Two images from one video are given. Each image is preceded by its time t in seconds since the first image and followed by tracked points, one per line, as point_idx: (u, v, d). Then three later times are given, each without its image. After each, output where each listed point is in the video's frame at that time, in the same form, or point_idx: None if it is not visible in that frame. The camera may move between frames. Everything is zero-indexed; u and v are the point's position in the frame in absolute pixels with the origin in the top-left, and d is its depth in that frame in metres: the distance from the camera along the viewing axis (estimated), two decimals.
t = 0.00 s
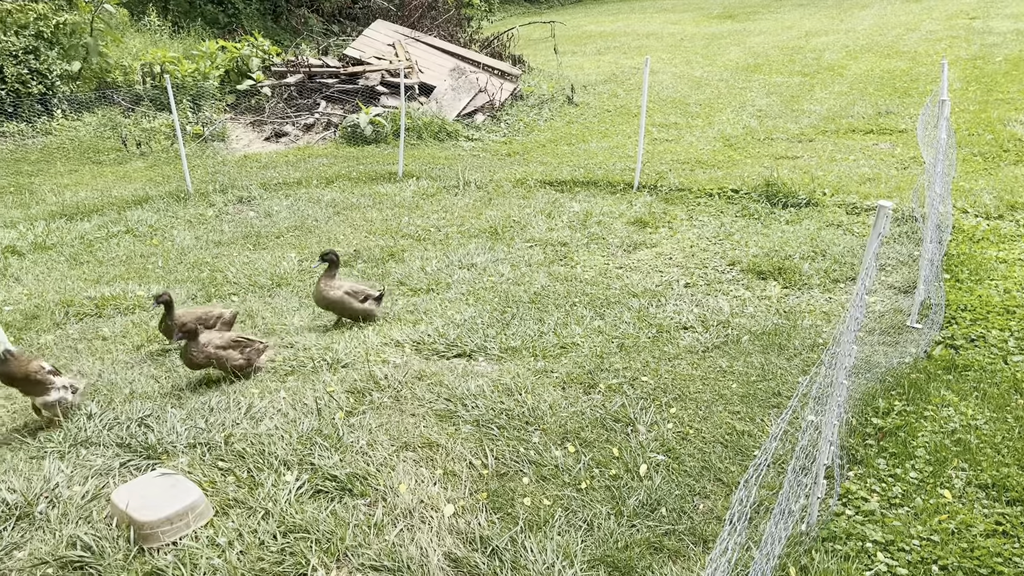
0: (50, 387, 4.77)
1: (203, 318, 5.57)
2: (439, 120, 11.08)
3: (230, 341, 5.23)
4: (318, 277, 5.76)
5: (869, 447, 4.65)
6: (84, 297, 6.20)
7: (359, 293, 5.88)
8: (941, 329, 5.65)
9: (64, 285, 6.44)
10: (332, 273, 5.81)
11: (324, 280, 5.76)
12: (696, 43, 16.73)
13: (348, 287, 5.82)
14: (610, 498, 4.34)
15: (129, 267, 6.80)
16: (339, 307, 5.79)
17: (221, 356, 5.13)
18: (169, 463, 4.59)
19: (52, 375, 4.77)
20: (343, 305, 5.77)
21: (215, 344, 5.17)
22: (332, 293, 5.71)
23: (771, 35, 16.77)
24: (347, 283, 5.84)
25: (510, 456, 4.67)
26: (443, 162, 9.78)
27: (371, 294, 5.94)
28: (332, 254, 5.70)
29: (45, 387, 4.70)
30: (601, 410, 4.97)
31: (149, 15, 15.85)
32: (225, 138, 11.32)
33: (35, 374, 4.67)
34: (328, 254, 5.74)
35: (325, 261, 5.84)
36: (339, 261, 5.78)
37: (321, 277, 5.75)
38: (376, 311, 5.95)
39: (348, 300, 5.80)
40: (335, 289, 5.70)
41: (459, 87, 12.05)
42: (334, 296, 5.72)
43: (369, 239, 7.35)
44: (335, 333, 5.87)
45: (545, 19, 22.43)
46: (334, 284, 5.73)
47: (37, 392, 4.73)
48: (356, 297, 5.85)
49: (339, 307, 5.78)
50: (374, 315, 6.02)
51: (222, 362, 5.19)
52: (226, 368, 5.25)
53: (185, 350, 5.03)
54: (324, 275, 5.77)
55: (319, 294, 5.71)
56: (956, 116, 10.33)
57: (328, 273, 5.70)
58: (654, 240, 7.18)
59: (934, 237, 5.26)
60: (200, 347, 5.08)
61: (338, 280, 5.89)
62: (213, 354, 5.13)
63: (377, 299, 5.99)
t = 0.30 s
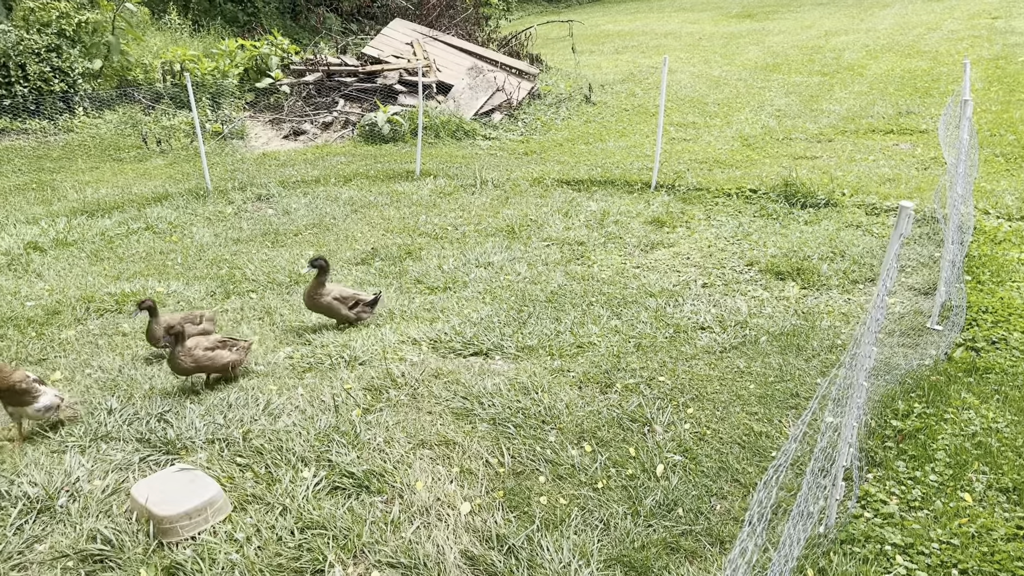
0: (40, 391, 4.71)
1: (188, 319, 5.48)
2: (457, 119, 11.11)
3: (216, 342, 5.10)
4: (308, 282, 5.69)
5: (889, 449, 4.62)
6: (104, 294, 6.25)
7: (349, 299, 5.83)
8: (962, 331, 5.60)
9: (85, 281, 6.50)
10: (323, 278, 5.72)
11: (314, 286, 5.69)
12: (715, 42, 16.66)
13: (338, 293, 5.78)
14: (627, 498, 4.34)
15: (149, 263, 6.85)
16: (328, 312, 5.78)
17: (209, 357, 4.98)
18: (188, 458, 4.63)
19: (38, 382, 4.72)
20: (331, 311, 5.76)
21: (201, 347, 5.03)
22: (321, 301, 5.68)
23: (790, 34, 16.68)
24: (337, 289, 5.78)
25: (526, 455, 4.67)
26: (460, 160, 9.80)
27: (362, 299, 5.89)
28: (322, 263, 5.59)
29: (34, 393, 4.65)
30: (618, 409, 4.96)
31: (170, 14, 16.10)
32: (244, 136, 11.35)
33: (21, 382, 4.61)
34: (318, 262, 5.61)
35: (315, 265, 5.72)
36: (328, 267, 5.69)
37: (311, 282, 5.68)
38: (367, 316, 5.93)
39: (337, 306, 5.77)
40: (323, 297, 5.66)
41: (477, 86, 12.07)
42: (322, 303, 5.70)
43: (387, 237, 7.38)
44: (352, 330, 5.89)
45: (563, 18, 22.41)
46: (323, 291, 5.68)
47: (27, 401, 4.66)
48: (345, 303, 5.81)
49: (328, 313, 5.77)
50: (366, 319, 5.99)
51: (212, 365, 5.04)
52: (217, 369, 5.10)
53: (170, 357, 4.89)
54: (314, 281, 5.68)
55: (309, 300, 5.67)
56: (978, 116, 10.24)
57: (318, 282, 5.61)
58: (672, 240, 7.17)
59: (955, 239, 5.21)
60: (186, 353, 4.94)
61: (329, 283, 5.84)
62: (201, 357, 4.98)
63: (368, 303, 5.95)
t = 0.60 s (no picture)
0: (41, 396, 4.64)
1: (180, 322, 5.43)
2: (473, 117, 11.11)
3: (212, 350, 5.05)
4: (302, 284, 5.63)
5: (908, 451, 4.60)
6: (123, 289, 6.30)
7: (344, 299, 5.79)
8: (983, 333, 5.57)
9: (104, 276, 6.54)
10: (316, 280, 5.68)
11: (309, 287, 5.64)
12: (733, 40, 16.60)
13: (333, 293, 5.72)
14: (644, 497, 4.33)
15: (167, 260, 6.89)
16: (324, 314, 5.70)
17: (205, 366, 4.93)
18: (206, 453, 4.66)
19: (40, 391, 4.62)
20: (328, 312, 5.68)
21: (197, 355, 4.97)
22: (317, 301, 5.61)
23: (809, 33, 16.60)
24: (331, 289, 5.73)
25: (543, 453, 4.68)
26: (476, 159, 9.80)
27: (355, 299, 5.86)
28: (316, 261, 5.56)
29: (34, 402, 4.54)
30: (634, 409, 4.95)
31: (188, 11, 16.21)
32: (261, 133, 11.39)
33: (23, 390, 4.52)
34: (311, 261, 5.58)
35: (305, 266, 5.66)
36: (321, 267, 5.65)
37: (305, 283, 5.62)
38: (361, 316, 5.89)
39: (333, 307, 5.71)
40: (320, 296, 5.59)
41: (493, 84, 12.06)
42: (320, 304, 5.63)
43: (403, 235, 7.39)
44: (369, 327, 5.91)
45: (579, 15, 22.36)
46: (318, 291, 5.61)
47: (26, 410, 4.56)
48: (340, 303, 5.76)
49: (325, 314, 5.69)
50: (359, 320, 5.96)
51: (205, 373, 4.99)
52: (209, 379, 5.05)
53: (166, 363, 4.82)
54: (308, 282, 5.64)
55: (305, 302, 5.59)
56: (999, 116, 10.15)
57: (315, 281, 5.56)
58: (688, 239, 7.15)
59: (976, 239, 5.18)
60: (182, 360, 4.88)
61: (321, 285, 5.78)
62: (196, 365, 4.93)
63: (360, 303, 5.93)
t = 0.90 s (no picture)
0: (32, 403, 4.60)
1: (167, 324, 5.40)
2: (488, 115, 11.09)
3: (198, 354, 5.01)
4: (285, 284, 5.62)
5: (928, 454, 4.56)
6: (138, 285, 6.31)
7: (329, 297, 5.71)
8: (1004, 336, 5.52)
9: (119, 272, 6.57)
10: (300, 279, 5.66)
11: (292, 287, 5.62)
12: (750, 38, 16.50)
13: (317, 292, 5.66)
14: (659, 499, 4.31)
15: (183, 255, 6.91)
16: (310, 313, 5.65)
17: (193, 369, 4.89)
18: (220, 450, 4.66)
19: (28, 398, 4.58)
20: (312, 311, 5.62)
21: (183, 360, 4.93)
22: (300, 300, 5.57)
23: (828, 30, 16.47)
24: (315, 288, 5.67)
25: (558, 453, 4.65)
26: (491, 156, 9.78)
27: (342, 297, 5.77)
28: (296, 260, 5.55)
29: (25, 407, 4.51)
30: (650, 409, 4.92)
31: (204, 7, 16.26)
32: (276, 130, 11.42)
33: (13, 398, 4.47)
34: (292, 260, 5.59)
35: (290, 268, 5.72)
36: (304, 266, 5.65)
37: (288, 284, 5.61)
38: (349, 315, 5.79)
39: (317, 305, 5.64)
40: (302, 295, 5.55)
41: (509, 82, 12.02)
42: (302, 302, 5.58)
43: (418, 233, 7.38)
44: (383, 324, 5.90)
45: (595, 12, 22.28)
46: (300, 290, 5.57)
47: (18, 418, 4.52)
48: (325, 302, 5.69)
49: (309, 313, 5.64)
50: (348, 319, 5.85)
51: (196, 376, 4.95)
52: (201, 381, 5.01)
53: (154, 373, 4.79)
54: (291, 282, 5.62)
55: (288, 301, 5.57)
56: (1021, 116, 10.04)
57: (295, 279, 5.54)
58: (705, 238, 7.11)
59: (999, 241, 5.13)
60: (169, 365, 4.84)
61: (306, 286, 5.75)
62: (184, 370, 4.89)
63: (349, 303, 5.82)
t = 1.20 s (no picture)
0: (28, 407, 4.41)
1: (159, 328, 5.19)
2: (505, 110, 11.01)
3: (184, 364, 4.77)
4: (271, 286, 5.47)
5: (952, 459, 4.46)
6: (151, 280, 6.27)
7: (316, 298, 5.55)
8: None
9: (132, 266, 6.54)
10: (286, 281, 5.50)
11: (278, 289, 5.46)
12: (772, 34, 16.34)
13: (305, 293, 5.50)
14: (676, 501, 4.23)
15: (196, 250, 6.87)
16: (297, 315, 5.49)
17: (176, 383, 4.66)
18: (232, 446, 4.62)
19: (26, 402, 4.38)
20: (299, 312, 5.47)
21: (169, 370, 4.69)
22: (286, 302, 5.41)
23: (852, 26, 16.29)
24: (301, 289, 5.51)
25: (573, 454, 4.58)
26: (507, 152, 9.70)
27: (330, 297, 5.61)
28: (281, 261, 5.39)
29: (20, 414, 4.30)
30: (667, 410, 4.84)
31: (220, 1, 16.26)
32: (291, 124, 11.39)
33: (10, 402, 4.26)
34: (278, 261, 5.44)
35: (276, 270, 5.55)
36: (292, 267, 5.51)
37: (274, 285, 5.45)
38: (338, 315, 5.63)
39: (304, 307, 5.49)
40: (288, 296, 5.39)
41: (526, 77, 11.98)
42: (289, 304, 5.42)
43: (433, 229, 7.32)
44: (397, 321, 5.84)
45: (613, 7, 22.12)
46: (286, 291, 5.41)
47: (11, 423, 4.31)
48: (312, 303, 5.53)
49: (296, 315, 5.48)
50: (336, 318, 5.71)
51: (179, 389, 4.73)
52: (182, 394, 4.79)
53: (136, 381, 4.55)
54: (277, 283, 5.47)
55: (274, 303, 5.41)
56: None
57: (281, 280, 5.38)
58: (724, 237, 7.00)
59: None
60: (154, 376, 4.60)
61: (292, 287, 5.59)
62: (169, 381, 4.66)
63: (337, 303, 5.67)
